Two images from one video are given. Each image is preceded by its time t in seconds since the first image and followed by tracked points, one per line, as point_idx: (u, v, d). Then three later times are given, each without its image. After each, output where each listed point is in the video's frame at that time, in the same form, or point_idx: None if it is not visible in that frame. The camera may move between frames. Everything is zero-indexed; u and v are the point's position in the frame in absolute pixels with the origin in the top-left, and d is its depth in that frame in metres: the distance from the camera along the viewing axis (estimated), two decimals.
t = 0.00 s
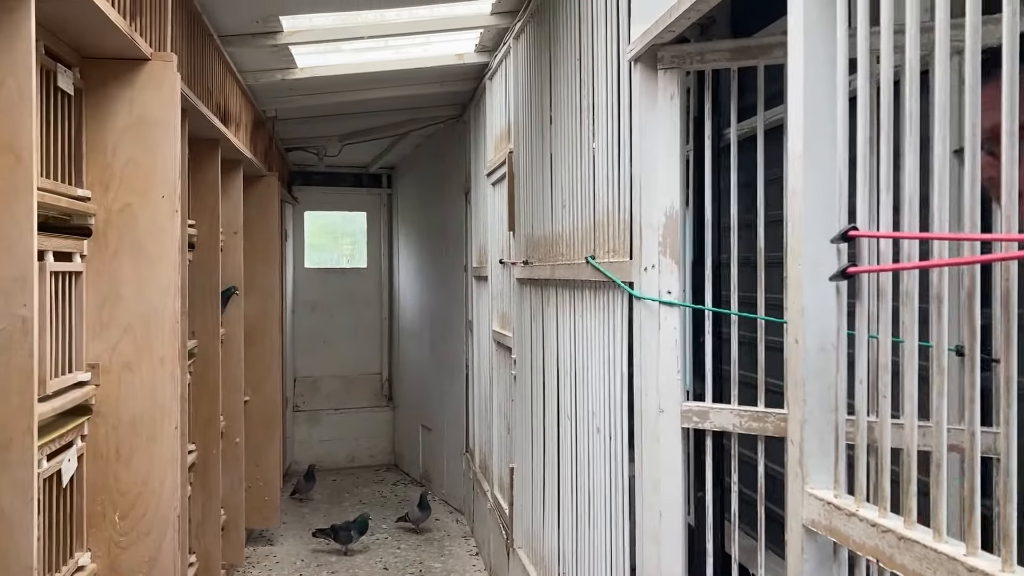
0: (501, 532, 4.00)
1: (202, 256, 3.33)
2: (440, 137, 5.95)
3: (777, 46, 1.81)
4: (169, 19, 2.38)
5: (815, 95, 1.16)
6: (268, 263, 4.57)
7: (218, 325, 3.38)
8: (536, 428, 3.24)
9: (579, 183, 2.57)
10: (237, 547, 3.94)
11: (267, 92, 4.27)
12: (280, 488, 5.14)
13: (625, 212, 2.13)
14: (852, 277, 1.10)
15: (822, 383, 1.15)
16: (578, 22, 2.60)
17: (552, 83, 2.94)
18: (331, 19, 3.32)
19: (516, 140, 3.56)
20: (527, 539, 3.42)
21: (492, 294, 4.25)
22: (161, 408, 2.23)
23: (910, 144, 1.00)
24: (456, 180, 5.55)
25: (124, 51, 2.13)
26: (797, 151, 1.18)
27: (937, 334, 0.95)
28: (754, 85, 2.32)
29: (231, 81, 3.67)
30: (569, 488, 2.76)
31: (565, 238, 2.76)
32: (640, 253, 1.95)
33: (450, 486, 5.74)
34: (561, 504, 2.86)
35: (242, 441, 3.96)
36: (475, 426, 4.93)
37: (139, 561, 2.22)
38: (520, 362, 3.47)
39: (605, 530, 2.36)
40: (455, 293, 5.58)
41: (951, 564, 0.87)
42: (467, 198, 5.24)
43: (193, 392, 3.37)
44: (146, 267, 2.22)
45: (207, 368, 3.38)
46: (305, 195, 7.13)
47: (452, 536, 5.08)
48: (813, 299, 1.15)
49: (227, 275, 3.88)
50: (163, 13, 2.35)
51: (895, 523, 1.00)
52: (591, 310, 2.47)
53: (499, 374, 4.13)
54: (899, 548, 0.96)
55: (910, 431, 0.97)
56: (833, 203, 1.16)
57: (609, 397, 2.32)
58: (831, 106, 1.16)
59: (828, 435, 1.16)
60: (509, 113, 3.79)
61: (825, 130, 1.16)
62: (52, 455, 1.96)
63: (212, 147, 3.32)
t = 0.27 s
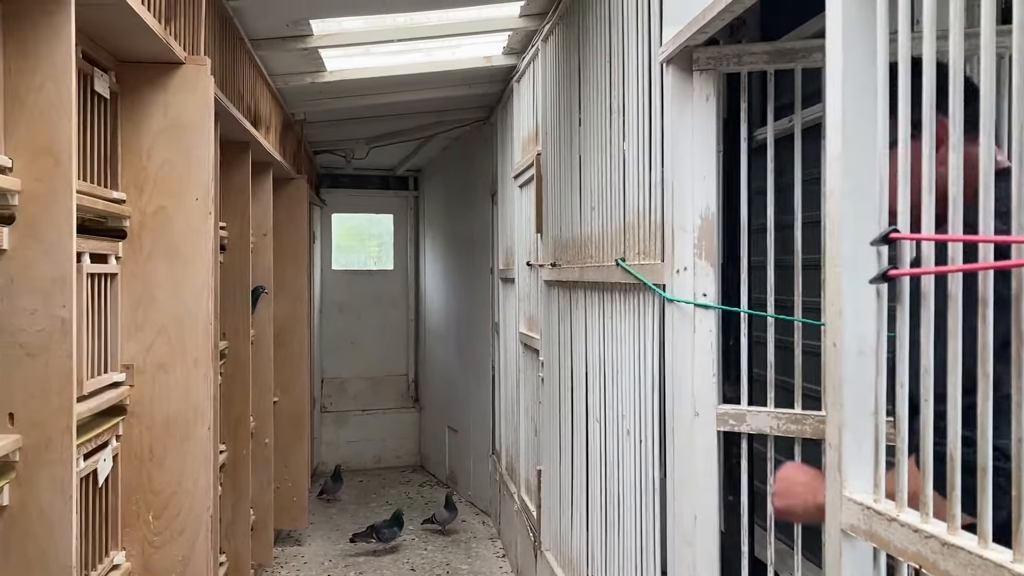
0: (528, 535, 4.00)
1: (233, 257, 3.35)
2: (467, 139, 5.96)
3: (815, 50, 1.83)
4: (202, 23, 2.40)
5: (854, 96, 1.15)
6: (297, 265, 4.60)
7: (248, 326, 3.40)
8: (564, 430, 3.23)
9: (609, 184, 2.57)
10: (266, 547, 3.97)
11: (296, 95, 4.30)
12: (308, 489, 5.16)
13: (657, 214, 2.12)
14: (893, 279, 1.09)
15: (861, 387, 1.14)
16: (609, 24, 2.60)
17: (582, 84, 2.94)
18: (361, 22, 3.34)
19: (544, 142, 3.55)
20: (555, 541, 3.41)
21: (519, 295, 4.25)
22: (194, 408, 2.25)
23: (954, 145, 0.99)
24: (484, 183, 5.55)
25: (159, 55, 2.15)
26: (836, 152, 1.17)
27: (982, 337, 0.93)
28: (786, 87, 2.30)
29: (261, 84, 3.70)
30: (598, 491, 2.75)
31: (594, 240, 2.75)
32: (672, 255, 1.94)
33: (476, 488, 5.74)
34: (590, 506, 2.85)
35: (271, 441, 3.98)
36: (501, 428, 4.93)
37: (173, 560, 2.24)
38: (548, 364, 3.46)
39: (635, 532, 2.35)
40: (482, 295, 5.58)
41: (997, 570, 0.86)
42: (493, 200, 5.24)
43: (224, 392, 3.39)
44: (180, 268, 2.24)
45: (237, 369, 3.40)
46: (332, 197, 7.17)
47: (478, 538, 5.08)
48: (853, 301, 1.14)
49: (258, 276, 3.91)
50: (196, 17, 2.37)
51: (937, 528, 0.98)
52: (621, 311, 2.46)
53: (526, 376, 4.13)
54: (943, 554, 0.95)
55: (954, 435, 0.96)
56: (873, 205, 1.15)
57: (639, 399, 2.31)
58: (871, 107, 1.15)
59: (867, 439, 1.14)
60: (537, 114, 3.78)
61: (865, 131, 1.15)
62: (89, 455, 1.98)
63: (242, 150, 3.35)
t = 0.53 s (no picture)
0: (559, 538, 3.99)
1: (266, 260, 3.38)
2: (496, 142, 5.97)
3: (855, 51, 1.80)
4: (239, 28, 2.43)
5: (898, 98, 1.14)
6: (328, 267, 4.63)
7: (282, 328, 3.43)
8: (595, 433, 3.22)
9: (642, 186, 2.56)
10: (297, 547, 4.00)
11: (328, 99, 4.33)
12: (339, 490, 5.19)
13: (691, 216, 2.11)
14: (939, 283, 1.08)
15: (905, 392, 1.13)
16: (641, 26, 2.59)
17: (614, 86, 2.93)
18: (393, 26, 3.35)
19: (575, 144, 3.55)
20: (586, 544, 3.41)
21: (549, 298, 4.25)
22: (231, 409, 2.27)
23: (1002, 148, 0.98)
24: (513, 185, 5.56)
25: (197, 60, 2.18)
26: (879, 154, 1.16)
27: None
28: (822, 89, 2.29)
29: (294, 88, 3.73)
30: (631, 494, 2.74)
31: (626, 242, 2.75)
32: (706, 258, 1.94)
33: (505, 490, 5.74)
34: (622, 510, 2.84)
35: (303, 442, 4.01)
36: (531, 430, 4.93)
37: (209, 560, 2.26)
38: (579, 366, 3.46)
39: (669, 535, 2.34)
40: (511, 297, 5.59)
41: None
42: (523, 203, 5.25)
43: (258, 393, 3.42)
44: (217, 271, 2.26)
45: (270, 370, 3.43)
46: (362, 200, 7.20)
47: (508, 540, 5.08)
48: (897, 306, 1.13)
49: (290, 278, 3.94)
50: (233, 22, 2.40)
51: (985, 535, 0.98)
52: (655, 313, 2.45)
53: (556, 379, 4.12)
54: (991, 561, 0.94)
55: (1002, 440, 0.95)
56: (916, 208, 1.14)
57: (673, 401, 2.30)
58: (914, 109, 1.14)
59: (911, 444, 1.13)
60: (567, 116, 3.78)
61: (909, 133, 1.14)
62: (128, 455, 2.01)
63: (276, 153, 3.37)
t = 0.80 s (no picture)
0: (588, 539, 3.98)
1: (298, 260, 3.40)
2: (524, 142, 5.96)
3: (894, 49, 1.79)
4: (273, 30, 2.44)
5: (942, 94, 1.12)
6: (358, 267, 4.65)
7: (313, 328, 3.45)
8: (626, 434, 3.21)
9: (674, 186, 2.54)
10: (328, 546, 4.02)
11: (358, 100, 4.35)
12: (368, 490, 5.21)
13: (725, 216, 2.10)
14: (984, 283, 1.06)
15: (949, 393, 1.11)
16: (674, 24, 2.58)
17: (645, 86, 2.92)
18: (425, 27, 3.36)
19: (605, 144, 3.54)
20: (616, 546, 3.40)
21: (578, 298, 4.24)
22: (266, 408, 2.29)
23: None
24: (541, 185, 5.55)
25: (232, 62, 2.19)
26: (922, 151, 1.14)
27: None
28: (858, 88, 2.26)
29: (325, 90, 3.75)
30: (662, 496, 2.73)
31: (658, 243, 2.73)
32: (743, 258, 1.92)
33: (533, 491, 5.74)
34: (653, 511, 2.83)
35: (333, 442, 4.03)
36: (559, 431, 4.92)
37: (243, 559, 2.27)
38: (608, 366, 3.44)
39: (701, 537, 2.33)
40: (539, 298, 5.58)
41: None
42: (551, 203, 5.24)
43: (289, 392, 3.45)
44: (251, 271, 2.28)
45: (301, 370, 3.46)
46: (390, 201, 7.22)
47: (536, 541, 5.08)
48: (941, 306, 1.11)
49: (322, 280, 3.96)
50: (268, 24, 2.41)
51: None
52: (687, 312, 2.44)
53: (586, 380, 4.11)
54: None
55: None
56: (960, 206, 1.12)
57: (706, 402, 2.28)
58: (959, 105, 1.12)
59: (956, 447, 1.12)
60: (598, 116, 3.76)
61: (953, 130, 1.12)
62: (164, 454, 2.02)
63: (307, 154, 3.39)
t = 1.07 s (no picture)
0: (618, 539, 3.97)
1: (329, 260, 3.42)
2: (552, 142, 5.96)
3: (930, 45, 1.74)
4: (307, 32, 2.45)
5: (992, 81, 1.07)
6: (387, 267, 4.67)
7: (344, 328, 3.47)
8: (657, 435, 3.20)
9: (707, 186, 2.53)
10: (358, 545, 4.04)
11: (388, 101, 4.37)
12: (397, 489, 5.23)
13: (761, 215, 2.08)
14: None
15: (997, 394, 1.07)
16: (706, 23, 2.57)
17: (677, 85, 2.91)
18: (455, 28, 3.37)
19: (635, 143, 3.53)
20: (647, 547, 3.39)
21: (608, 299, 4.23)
22: (300, 407, 2.30)
23: None
24: (569, 186, 5.55)
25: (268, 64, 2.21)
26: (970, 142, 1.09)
27: None
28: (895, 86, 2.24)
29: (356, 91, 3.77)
30: (694, 496, 2.72)
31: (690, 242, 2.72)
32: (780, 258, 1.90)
33: (561, 492, 5.74)
34: (685, 512, 2.82)
35: (363, 441, 4.04)
36: (588, 432, 4.92)
37: (277, 557, 2.28)
38: (639, 367, 3.43)
39: (736, 538, 2.32)
40: (566, 299, 5.58)
41: None
42: (579, 204, 5.23)
43: (321, 391, 3.47)
44: (285, 271, 2.29)
45: (333, 369, 3.48)
46: (418, 202, 7.24)
47: (565, 541, 5.08)
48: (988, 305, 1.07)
49: (352, 280, 3.98)
50: (302, 25, 2.43)
51: None
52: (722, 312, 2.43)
53: (615, 380, 4.10)
54: None
55: None
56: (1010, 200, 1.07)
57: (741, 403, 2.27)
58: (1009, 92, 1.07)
59: (1005, 449, 1.07)
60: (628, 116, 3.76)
61: (1002, 118, 1.07)
62: (200, 452, 2.04)
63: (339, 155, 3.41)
